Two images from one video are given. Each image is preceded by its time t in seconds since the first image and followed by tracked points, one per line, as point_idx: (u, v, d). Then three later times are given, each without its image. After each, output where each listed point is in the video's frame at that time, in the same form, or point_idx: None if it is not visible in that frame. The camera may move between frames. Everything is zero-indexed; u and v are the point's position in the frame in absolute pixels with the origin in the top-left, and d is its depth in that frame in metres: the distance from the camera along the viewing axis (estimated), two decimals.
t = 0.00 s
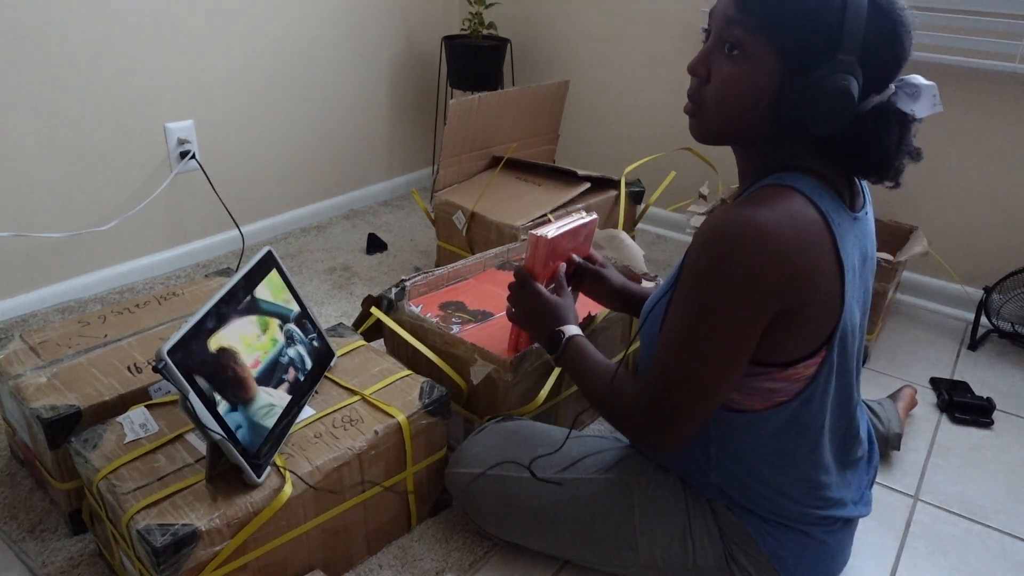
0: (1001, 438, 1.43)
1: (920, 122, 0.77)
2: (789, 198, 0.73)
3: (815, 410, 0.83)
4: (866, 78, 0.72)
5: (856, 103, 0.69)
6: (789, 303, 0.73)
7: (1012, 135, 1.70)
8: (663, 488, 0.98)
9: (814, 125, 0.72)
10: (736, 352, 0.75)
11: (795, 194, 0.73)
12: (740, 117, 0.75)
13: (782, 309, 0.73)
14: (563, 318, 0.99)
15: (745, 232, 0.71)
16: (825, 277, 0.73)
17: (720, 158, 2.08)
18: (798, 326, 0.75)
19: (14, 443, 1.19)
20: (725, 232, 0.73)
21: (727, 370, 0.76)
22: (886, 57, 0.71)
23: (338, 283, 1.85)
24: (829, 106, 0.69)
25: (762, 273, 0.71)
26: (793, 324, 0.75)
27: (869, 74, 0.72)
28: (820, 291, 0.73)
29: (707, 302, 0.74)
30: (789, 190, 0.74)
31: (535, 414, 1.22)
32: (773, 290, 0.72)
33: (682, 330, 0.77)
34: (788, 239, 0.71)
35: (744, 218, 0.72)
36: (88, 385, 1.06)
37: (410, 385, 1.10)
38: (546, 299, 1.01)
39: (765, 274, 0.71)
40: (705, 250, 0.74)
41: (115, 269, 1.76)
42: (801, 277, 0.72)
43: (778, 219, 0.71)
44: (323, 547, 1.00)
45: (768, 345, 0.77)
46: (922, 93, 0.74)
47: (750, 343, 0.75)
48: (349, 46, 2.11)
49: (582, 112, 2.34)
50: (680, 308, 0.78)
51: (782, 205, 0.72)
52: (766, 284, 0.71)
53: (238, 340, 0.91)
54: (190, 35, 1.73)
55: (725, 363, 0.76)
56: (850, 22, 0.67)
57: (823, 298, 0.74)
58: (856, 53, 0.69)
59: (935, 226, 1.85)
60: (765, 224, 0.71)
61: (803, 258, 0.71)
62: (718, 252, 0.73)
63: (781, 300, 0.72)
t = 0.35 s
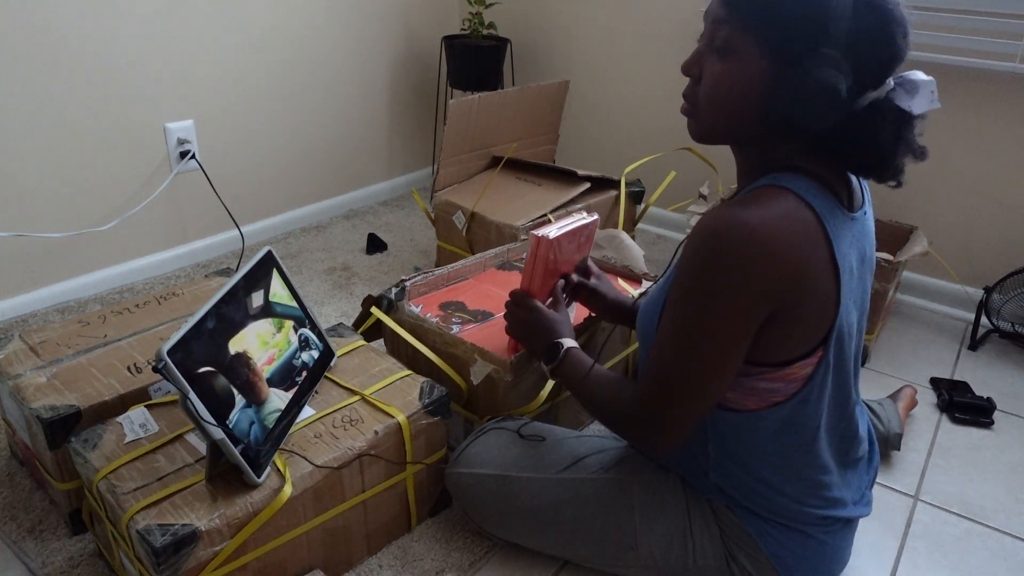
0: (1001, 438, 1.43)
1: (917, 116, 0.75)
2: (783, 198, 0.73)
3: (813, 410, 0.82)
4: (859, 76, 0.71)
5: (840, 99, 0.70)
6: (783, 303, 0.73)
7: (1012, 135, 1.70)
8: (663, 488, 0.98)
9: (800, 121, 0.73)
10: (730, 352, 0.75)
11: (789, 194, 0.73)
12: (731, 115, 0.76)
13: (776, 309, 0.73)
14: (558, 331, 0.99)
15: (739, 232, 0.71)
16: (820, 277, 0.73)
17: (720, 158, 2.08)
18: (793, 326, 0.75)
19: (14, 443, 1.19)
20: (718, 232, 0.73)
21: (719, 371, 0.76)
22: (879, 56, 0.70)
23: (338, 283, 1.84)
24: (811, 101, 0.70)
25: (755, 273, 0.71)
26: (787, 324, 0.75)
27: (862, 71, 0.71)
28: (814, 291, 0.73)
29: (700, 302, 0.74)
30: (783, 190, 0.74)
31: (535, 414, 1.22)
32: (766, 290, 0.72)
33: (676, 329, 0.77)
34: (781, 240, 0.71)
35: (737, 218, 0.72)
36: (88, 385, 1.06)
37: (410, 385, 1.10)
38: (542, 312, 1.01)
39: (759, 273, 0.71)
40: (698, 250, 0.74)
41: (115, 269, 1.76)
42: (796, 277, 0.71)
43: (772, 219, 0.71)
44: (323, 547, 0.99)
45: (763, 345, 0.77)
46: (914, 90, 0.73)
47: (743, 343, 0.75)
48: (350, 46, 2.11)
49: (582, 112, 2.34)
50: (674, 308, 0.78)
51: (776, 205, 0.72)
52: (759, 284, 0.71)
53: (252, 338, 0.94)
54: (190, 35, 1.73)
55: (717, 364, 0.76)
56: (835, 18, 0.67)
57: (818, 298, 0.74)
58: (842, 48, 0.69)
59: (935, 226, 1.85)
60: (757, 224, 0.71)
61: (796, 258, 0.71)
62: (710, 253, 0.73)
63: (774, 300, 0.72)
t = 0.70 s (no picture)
0: (1001, 438, 1.43)
1: (892, 88, 0.67)
2: (780, 202, 0.73)
3: (812, 412, 0.82)
4: (778, 53, 0.69)
5: (755, 76, 0.70)
6: (781, 307, 0.73)
7: (1012, 135, 1.70)
8: (663, 488, 0.98)
9: (738, 107, 0.74)
10: (727, 357, 0.75)
11: (786, 198, 0.73)
12: (717, 112, 0.77)
13: (773, 312, 0.73)
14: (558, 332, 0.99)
15: (735, 237, 0.72)
16: (818, 280, 0.73)
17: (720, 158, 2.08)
18: (791, 330, 0.75)
19: (14, 443, 1.19)
20: (715, 237, 0.73)
21: (717, 375, 0.76)
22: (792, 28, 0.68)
23: (338, 283, 1.85)
24: (746, 84, 0.71)
25: (752, 277, 0.71)
26: (784, 328, 0.75)
27: (796, 53, 0.69)
28: (812, 295, 0.73)
29: (698, 307, 0.74)
30: (779, 194, 0.73)
31: (535, 414, 1.22)
32: (763, 294, 0.72)
33: (673, 333, 0.77)
34: (778, 244, 0.71)
35: (733, 223, 0.72)
36: (88, 385, 1.06)
37: (410, 385, 1.10)
38: (542, 312, 1.01)
39: (755, 278, 0.71)
40: (695, 255, 0.75)
41: (115, 269, 1.76)
42: (793, 281, 0.72)
43: (769, 224, 0.71)
44: (323, 547, 1.00)
45: (760, 348, 0.77)
46: (855, 55, 0.66)
47: (740, 347, 0.75)
48: (350, 46, 2.12)
49: (582, 112, 2.34)
50: (671, 312, 0.78)
51: (772, 209, 0.72)
52: (756, 289, 0.72)
53: (246, 331, 0.93)
54: (189, 35, 1.73)
55: (714, 367, 0.76)
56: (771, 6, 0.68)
57: (816, 302, 0.73)
58: (746, 27, 0.70)
59: (935, 226, 1.85)
60: (751, 228, 0.71)
61: (793, 262, 0.71)
62: (707, 258, 0.73)
63: (771, 304, 0.72)
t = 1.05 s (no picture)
0: (1001, 439, 1.43)
1: (886, 85, 0.67)
2: (780, 202, 0.73)
3: (813, 412, 0.82)
4: (767, 51, 0.70)
5: (752, 74, 0.70)
6: (782, 308, 0.73)
7: (1012, 136, 1.70)
8: (664, 488, 0.98)
9: (731, 107, 0.74)
10: (728, 358, 0.75)
11: (787, 198, 0.73)
12: (717, 111, 0.77)
13: (773, 313, 0.73)
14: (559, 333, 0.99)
15: (734, 238, 0.72)
16: (818, 281, 0.73)
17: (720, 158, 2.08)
18: (791, 331, 0.75)
19: (14, 443, 1.19)
20: (715, 239, 0.73)
21: (718, 375, 0.76)
22: (781, 27, 0.69)
23: (338, 283, 1.85)
24: (743, 82, 0.71)
25: (753, 278, 0.71)
26: (785, 329, 0.75)
27: (789, 50, 0.69)
28: (813, 295, 0.73)
29: (698, 308, 0.74)
30: (779, 194, 0.73)
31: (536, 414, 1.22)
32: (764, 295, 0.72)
33: (673, 334, 0.77)
34: (779, 245, 0.71)
35: (733, 224, 0.72)
36: (88, 385, 1.06)
37: (410, 385, 1.10)
38: (541, 313, 1.01)
39: (756, 279, 0.71)
40: (695, 257, 0.75)
41: (115, 269, 1.76)
42: (794, 281, 0.71)
43: (768, 225, 0.71)
44: (323, 547, 1.00)
45: (761, 349, 0.77)
46: (846, 53, 0.65)
47: (741, 347, 0.75)
48: (350, 46, 2.12)
49: (582, 112, 2.34)
50: (671, 314, 0.78)
51: (773, 210, 0.72)
52: (757, 289, 0.72)
53: (245, 330, 0.93)
54: (189, 35, 1.73)
55: (716, 368, 0.76)
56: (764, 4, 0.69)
57: (817, 302, 0.73)
58: (736, 27, 0.71)
59: (935, 227, 1.85)
60: (750, 229, 0.71)
61: (794, 262, 0.71)
62: (707, 259, 0.73)
63: (771, 305, 0.72)
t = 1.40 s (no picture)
0: (1001, 438, 1.43)
1: (872, 87, 0.67)
2: (780, 202, 0.73)
3: (813, 412, 0.82)
4: (756, 51, 0.70)
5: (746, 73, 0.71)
6: (782, 307, 0.73)
7: (1012, 136, 1.70)
8: (663, 488, 0.98)
9: (725, 107, 0.74)
10: (728, 357, 0.75)
11: (787, 198, 0.73)
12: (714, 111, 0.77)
13: (774, 313, 0.73)
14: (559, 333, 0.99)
15: (735, 238, 0.72)
16: (819, 281, 0.73)
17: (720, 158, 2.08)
18: (792, 331, 0.75)
19: (14, 443, 1.19)
20: (715, 239, 0.73)
21: (719, 375, 0.76)
22: (772, 26, 0.69)
23: (338, 283, 1.85)
24: (736, 81, 0.71)
25: (753, 278, 0.71)
26: (785, 329, 0.75)
27: (781, 50, 0.69)
28: (813, 295, 0.73)
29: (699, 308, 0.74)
30: (779, 194, 0.73)
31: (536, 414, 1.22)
32: (764, 295, 0.72)
33: (674, 335, 0.77)
34: (779, 245, 0.71)
35: (734, 224, 0.72)
36: (88, 385, 1.06)
37: (410, 385, 1.10)
38: (541, 312, 1.01)
39: (756, 279, 0.71)
40: (697, 258, 0.75)
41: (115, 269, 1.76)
42: (794, 282, 0.71)
43: (768, 225, 0.71)
44: (323, 547, 0.99)
45: (761, 349, 0.77)
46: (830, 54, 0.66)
47: (742, 347, 0.75)
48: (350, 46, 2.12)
49: (582, 112, 2.34)
50: (672, 314, 0.78)
51: (773, 210, 0.72)
52: (758, 289, 0.72)
53: (240, 323, 0.92)
54: (189, 35, 1.73)
55: (716, 368, 0.76)
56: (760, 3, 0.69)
57: (817, 302, 0.73)
58: (730, 27, 0.71)
59: (935, 227, 1.85)
60: (750, 229, 0.71)
61: (794, 262, 0.71)
62: (708, 259, 0.73)
63: (772, 305, 0.72)
